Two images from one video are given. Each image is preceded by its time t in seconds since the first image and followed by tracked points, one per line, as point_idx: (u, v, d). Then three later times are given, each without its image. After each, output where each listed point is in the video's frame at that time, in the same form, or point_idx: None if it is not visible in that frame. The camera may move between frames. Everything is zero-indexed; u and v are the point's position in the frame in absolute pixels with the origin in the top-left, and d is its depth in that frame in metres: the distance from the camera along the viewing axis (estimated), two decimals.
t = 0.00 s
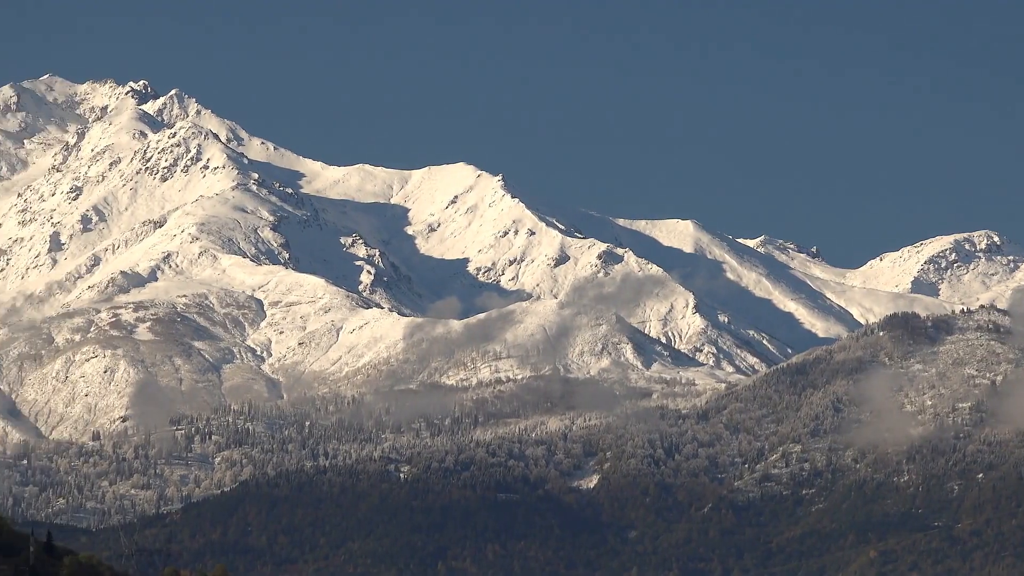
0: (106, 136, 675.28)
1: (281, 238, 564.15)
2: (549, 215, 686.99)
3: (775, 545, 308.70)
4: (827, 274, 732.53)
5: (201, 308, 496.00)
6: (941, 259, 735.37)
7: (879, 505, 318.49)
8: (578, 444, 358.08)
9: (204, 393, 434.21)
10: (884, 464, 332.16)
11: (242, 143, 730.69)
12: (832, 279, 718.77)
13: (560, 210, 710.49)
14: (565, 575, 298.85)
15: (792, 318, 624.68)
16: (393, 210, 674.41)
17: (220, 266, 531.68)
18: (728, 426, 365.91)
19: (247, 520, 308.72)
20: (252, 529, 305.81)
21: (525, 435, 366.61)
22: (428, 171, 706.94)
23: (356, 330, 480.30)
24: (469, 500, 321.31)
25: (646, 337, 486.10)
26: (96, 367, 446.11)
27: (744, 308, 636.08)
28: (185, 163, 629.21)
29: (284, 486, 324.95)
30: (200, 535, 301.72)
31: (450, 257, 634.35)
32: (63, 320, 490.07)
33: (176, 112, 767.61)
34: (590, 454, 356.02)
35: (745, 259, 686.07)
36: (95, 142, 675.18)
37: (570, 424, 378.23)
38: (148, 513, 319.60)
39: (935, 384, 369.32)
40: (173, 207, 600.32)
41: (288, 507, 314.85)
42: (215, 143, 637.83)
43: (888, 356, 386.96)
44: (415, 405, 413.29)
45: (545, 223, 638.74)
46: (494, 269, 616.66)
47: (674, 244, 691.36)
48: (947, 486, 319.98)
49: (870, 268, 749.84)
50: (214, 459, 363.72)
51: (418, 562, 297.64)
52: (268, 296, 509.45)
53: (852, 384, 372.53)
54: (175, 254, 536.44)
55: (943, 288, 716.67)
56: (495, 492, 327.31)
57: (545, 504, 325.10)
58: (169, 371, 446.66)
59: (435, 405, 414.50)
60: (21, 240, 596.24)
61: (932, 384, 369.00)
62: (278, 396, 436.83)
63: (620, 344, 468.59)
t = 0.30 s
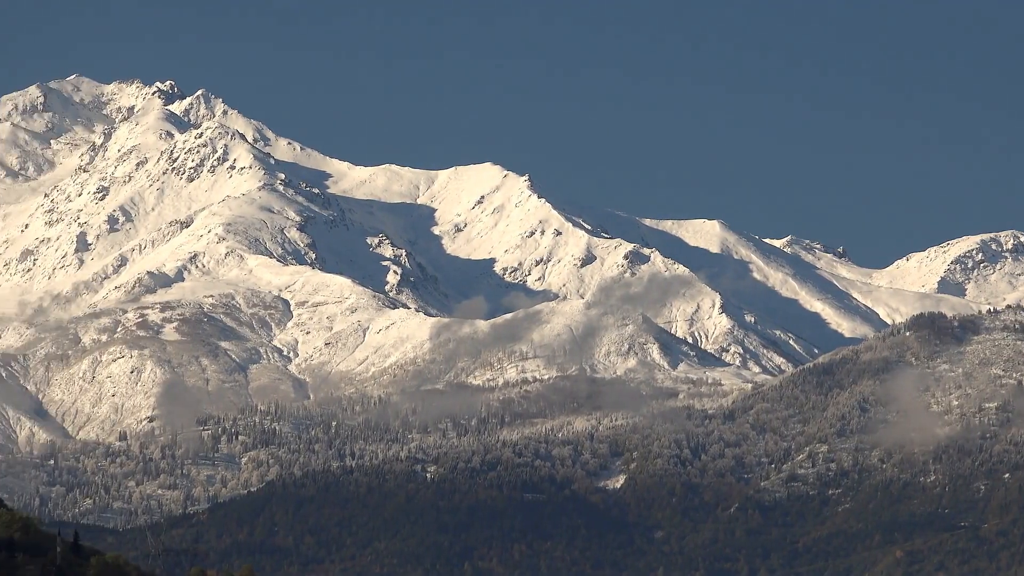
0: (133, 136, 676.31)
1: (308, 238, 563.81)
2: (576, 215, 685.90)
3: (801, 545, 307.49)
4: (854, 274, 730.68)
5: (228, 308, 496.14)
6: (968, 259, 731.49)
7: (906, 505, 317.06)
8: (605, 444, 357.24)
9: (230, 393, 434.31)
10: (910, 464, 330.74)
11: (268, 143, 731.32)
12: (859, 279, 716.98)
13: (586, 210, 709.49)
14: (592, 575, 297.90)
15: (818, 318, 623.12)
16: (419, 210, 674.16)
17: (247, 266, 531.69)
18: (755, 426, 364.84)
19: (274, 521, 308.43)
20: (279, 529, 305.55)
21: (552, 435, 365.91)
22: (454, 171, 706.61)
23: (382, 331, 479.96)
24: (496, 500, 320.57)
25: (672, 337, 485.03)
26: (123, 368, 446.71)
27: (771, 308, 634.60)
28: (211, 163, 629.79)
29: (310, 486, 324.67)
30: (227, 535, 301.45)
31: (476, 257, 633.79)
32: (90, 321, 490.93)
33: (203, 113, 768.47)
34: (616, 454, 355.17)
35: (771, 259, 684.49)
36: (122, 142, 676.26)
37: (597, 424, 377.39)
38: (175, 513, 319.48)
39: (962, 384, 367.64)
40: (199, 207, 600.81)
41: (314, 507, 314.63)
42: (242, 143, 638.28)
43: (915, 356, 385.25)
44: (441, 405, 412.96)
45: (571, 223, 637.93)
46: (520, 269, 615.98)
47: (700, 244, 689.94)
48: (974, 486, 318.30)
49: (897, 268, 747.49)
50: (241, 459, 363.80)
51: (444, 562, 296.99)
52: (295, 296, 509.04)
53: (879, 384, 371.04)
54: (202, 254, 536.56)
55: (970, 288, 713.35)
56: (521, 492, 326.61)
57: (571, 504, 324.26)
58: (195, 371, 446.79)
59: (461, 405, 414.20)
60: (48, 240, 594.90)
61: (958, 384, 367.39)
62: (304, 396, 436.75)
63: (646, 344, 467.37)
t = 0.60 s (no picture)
0: (159, 136, 677.24)
1: (333, 238, 563.40)
2: (602, 215, 684.80)
3: (827, 545, 306.22)
4: (879, 274, 728.50)
5: (254, 309, 496.13)
6: (993, 259, 728.52)
7: (931, 505, 315.49)
8: (631, 444, 356.27)
9: (256, 393, 434.16)
10: (936, 464, 329.08)
11: (294, 144, 731.74)
12: (884, 279, 714.94)
13: (612, 210, 708.25)
14: (618, 574, 296.98)
15: (844, 318, 621.14)
16: (445, 210, 673.64)
17: (272, 267, 531.29)
18: (781, 427, 363.64)
19: (300, 521, 308.04)
20: (304, 529, 305.14)
21: (578, 435, 365.09)
22: (480, 172, 705.99)
23: (408, 331, 479.39)
24: (522, 500, 319.92)
25: (698, 338, 483.70)
26: (148, 368, 447.20)
27: (796, 308, 632.87)
28: (237, 163, 630.07)
29: (336, 486, 324.40)
30: (253, 535, 301.04)
31: (502, 257, 632.94)
32: (116, 321, 491.70)
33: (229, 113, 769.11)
34: (642, 454, 354.21)
35: (797, 259, 682.63)
36: (148, 142, 677.20)
37: (623, 424, 376.41)
38: (201, 513, 319.36)
39: (988, 384, 365.84)
40: (225, 207, 601.02)
41: (340, 507, 314.25)
42: (268, 143, 638.53)
43: (940, 356, 383.33)
44: (467, 405, 412.34)
45: (597, 223, 636.91)
46: (546, 269, 614.96)
47: (726, 244, 688.27)
48: (1000, 486, 316.39)
49: (922, 268, 745.14)
50: (267, 460, 363.74)
51: (470, 562, 296.43)
52: (321, 296, 508.47)
53: (904, 384, 369.35)
54: (227, 255, 536.50)
55: (996, 288, 710.10)
56: (547, 492, 325.83)
57: (597, 504, 323.26)
58: (221, 371, 446.96)
59: (487, 405, 413.67)
60: (74, 240, 595.26)
61: (984, 385, 365.46)
62: (330, 396, 436.45)
63: (672, 344, 465.98)
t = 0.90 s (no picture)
0: (183, 136, 678.02)
1: (358, 238, 563.36)
2: (627, 215, 683.79)
3: (852, 546, 305.10)
4: (904, 274, 726.25)
5: (279, 309, 496.25)
6: (1019, 258, 724.17)
7: (956, 505, 314.10)
8: (656, 445, 355.49)
9: (281, 393, 434.23)
10: (961, 465, 327.71)
11: (319, 144, 731.90)
12: (909, 279, 712.80)
13: (637, 210, 707.11)
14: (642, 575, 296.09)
15: (869, 318, 619.40)
16: (470, 210, 673.29)
17: (297, 267, 531.32)
18: (806, 427, 362.60)
19: (325, 521, 307.87)
20: (330, 529, 304.95)
21: (603, 435, 364.40)
22: (505, 172, 705.57)
23: (433, 331, 479.01)
24: (547, 500, 319.35)
25: (723, 337, 482.40)
26: (173, 368, 447.52)
27: (821, 308, 631.29)
28: (261, 164, 630.44)
29: (361, 486, 324.23)
30: (278, 535, 300.91)
31: (527, 257, 632.38)
32: (141, 321, 492.25)
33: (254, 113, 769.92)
34: (667, 454, 353.51)
35: (822, 259, 680.82)
36: (172, 142, 678.09)
37: (648, 424, 375.64)
38: (225, 513, 319.28)
39: (1013, 384, 364.08)
40: (250, 208, 601.40)
41: (365, 507, 314.03)
42: (292, 143, 638.81)
43: (965, 356, 381.63)
44: (491, 405, 411.84)
45: (622, 223, 635.99)
46: (571, 269, 614.33)
47: (751, 244, 686.79)
48: None
49: (948, 268, 742.58)
50: (292, 459, 363.70)
51: (494, 562, 295.98)
52: (345, 296, 508.32)
53: (929, 384, 367.84)
54: (252, 255, 536.59)
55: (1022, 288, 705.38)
56: (572, 492, 325.26)
57: (622, 504, 322.60)
58: (246, 371, 447.07)
59: (511, 405, 413.18)
60: (99, 240, 596.08)
61: (1010, 385, 363.69)
62: (354, 396, 436.33)
63: (697, 344, 464.77)
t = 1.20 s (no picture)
0: (208, 136, 678.64)
1: (382, 238, 563.19)
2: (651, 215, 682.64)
3: (876, 546, 303.81)
4: (929, 274, 724.12)
5: (303, 309, 496.19)
6: None
7: (981, 505, 312.46)
8: (680, 445, 354.58)
9: (305, 393, 434.14)
10: (986, 465, 326.14)
11: (343, 144, 732.09)
12: (934, 279, 710.68)
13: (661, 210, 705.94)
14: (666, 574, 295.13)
15: (893, 318, 617.62)
16: (494, 210, 672.85)
17: (321, 267, 531.24)
18: (830, 427, 361.45)
19: (349, 521, 307.57)
20: (354, 529, 304.61)
21: (627, 436, 363.65)
22: (529, 172, 704.99)
23: (457, 331, 478.59)
24: (571, 500, 318.57)
25: (747, 337, 481.22)
26: (198, 368, 447.76)
27: (845, 308, 629.54)
28: (286, 164, 630.69)
29: (385, 486, 323.86)
30: (302, 535, 300.65)
31: (551, 257, 631.66)
32: (166, 321, 492.78)
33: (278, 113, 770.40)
34: (691, 454, 352.59)
35: (846, 259, 679.05)
36: (197, 142, 678.94)
37: (672, 424, 374.70)
38: (249, 513, 319.08)
39: None
40: (274, 208, 601.61)
41: (388, 507, 313.66)
42: (317, 143, 638.94)
43: (990, 355, 380.04)
44: (515, 406, 411.29)
45: (646, 223, 634.94)
46: (595, 270, 613.41)
47: (775, 244, 685.17)
48: None
49: (972, 268, 740.15)
50: (316, 459, 363.57)
51: (517, 562, 295.43)
52: (369, 296, 508.08)
53: (954, 384, 366.30)
54: (276, 255, 536.59)
55: None
56: (596, 493, 324.59)
57: (646, 504, 321.76)
58: (270, 372, 447.07)
59: (536, 405, 412.77)
60: (123, 240, 596.94)
61: None
62: (379, 396, 436.07)
63: (721, 344, 463.45)
